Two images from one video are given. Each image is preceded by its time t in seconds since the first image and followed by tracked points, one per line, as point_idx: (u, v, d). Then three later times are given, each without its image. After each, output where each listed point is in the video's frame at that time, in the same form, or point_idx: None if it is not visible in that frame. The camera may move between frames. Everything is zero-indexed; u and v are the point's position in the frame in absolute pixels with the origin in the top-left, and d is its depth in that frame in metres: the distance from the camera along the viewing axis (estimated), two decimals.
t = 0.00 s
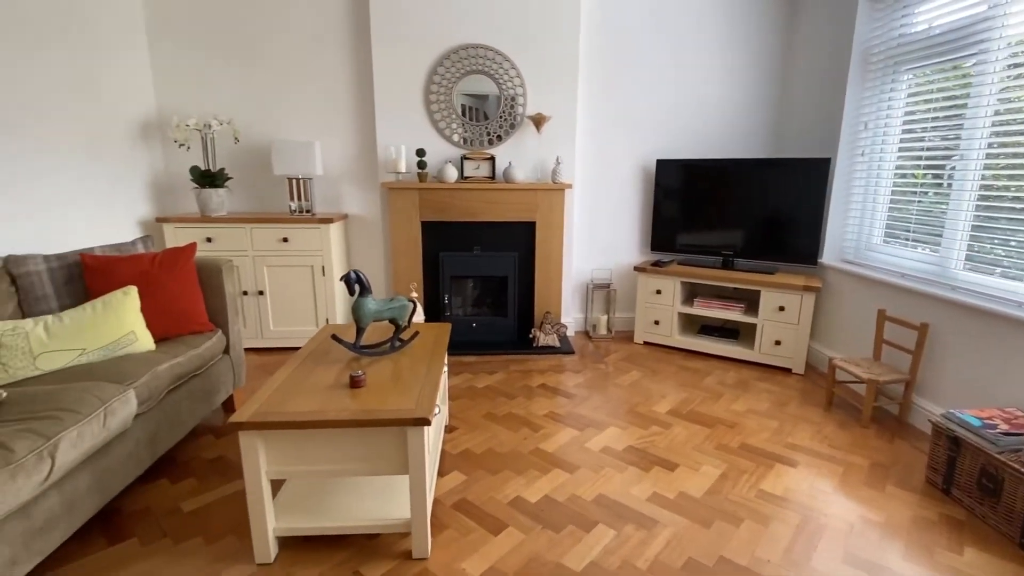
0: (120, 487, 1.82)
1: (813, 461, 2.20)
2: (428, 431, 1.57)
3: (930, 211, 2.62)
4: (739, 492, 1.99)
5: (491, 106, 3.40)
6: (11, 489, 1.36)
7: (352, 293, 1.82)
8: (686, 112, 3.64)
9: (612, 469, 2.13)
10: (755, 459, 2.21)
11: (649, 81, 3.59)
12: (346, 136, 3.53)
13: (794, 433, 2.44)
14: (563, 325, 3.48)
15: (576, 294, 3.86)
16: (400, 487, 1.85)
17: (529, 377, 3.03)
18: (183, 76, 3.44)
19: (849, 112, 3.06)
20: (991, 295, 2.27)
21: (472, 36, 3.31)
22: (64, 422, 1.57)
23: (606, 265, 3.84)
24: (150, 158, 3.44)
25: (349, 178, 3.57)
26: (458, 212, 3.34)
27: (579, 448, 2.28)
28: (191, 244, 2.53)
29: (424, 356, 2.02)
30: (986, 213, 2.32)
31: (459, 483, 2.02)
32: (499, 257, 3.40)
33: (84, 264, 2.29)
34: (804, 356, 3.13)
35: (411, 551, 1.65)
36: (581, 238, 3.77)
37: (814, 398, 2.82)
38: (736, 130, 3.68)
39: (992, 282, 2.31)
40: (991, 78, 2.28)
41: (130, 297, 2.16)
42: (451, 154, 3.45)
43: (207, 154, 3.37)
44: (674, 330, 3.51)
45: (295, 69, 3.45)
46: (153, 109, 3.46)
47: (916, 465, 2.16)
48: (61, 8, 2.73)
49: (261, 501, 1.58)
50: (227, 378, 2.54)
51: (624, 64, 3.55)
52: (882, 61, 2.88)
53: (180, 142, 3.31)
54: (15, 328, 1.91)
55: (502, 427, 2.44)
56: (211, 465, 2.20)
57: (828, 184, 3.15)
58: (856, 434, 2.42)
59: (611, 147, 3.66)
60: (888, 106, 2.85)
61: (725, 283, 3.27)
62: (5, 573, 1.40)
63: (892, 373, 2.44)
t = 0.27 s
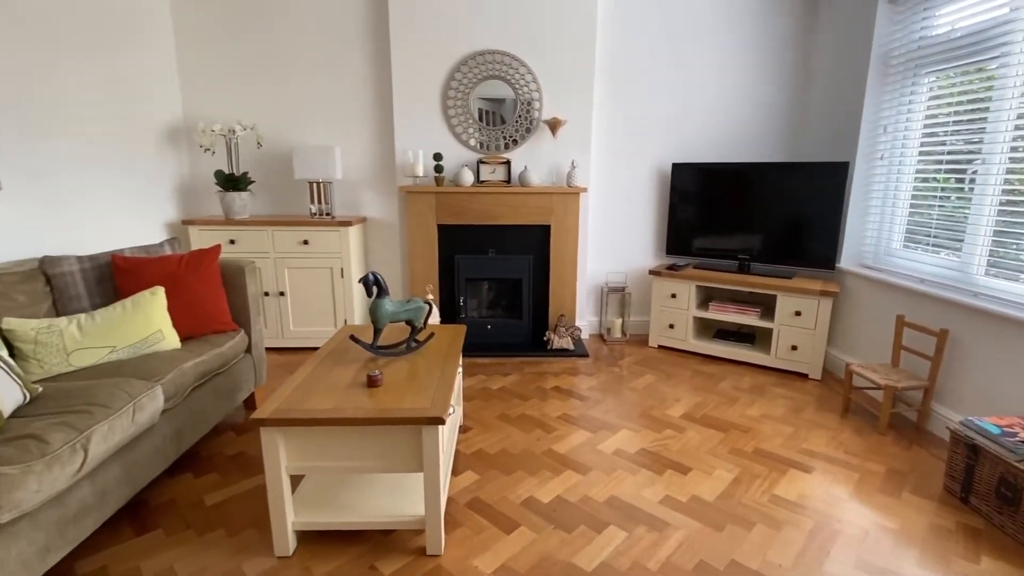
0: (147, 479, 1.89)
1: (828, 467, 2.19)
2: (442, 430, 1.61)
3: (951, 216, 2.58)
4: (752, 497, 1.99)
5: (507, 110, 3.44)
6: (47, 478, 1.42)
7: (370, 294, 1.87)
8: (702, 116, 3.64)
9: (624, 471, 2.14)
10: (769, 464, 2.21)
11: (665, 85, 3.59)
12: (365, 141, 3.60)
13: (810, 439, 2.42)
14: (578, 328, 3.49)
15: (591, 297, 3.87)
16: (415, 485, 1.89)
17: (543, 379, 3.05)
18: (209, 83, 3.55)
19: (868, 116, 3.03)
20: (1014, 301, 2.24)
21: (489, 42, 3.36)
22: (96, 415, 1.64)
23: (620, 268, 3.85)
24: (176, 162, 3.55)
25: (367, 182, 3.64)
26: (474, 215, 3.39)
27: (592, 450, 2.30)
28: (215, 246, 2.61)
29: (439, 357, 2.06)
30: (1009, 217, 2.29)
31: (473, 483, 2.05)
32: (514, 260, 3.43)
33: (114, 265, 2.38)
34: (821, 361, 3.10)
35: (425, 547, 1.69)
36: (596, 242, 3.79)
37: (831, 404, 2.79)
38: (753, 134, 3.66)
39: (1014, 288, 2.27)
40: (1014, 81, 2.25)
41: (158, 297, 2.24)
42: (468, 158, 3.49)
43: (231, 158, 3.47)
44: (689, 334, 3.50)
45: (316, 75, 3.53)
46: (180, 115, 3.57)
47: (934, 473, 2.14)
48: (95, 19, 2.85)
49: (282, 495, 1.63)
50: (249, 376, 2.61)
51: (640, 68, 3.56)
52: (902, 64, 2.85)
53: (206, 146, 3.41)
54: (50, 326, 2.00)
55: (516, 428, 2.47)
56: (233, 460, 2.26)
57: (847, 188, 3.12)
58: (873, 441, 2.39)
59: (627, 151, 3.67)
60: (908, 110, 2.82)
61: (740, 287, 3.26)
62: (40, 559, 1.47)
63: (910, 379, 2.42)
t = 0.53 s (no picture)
0: (172, 474, 1.96)
1: (844, 474, 2.17)
2: (456, 430, 1.64)
3: (972, 220, 2.54)
4: (765, 502, 1.98)
5: (523, 115, 3.47)
6: (78, 469, 1.49)
7: (386, 296, 1.92)
8: (718, 120, 3.63)
9: (636, 474, 2.15)
10: (783, 470, 2.20)
11: (681, 89, 3.60)
12: (383, 146, 3.67)
13: (825, 445, 2.40)
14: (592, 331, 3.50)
15: (605, 301, 3.88)
16: (429, 484, 1.92)
17: (556, 381, 3.07)
18: (233, 90, 3.65)
19: (887, 119, 3.00)
20: None
21: (505, 48, 3.40)
22: (124, 411, 1.71)
23: (635, 272, 3.85)
24: (200, 166, 3.65)
25: (385, 186, 3.71)
26: (489, 218, 3.42)
27: (604, 453, 2.31)
28: (237, 248, 2.68)
29: (453, 358, 2.09)
30: None
31: (485, 483, 2.08)
32: (529, 263, 3.46)
33: (142, 266, 2.46)
34: (839, 367, 3.07)
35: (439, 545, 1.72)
36: (610, 245, 3.80)
37: (848, 410, 2.76)
38: (770, 138, 3.65)
39: None
40: None
41: (182, 297, 2.32)
42: (483, 162, 3.54)
43: (253, 163, 3.56)
44: (705, 338, 3.49)
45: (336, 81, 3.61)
46: (205, 121, 3.68)
47: (953, 482, 2.11)
48: (125, 29, 2.95)
49: (300, 491, 1.68)
50: (269, 375, 2.68)
51: (656, 72, 3.57)
52: (922, 67, 2.82)
53: (230, 151, 3.51)
54: (81, 325, 2.08)
55: (528, 430, 2.50)
56: (253, 457, 2.33)
57: (865, 192, 3.09)
58: (890, 448, 2.37)
59: (642, 155, 3.68)
60: (928, 113, 2.79)
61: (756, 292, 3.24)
62: (71, 548, 1.54)
63: (929, 386, 2.38)
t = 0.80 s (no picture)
0: (197, 468, 2.03)
1: (859, 481, 2.15)
2: (470, 430, 1.68)
3: (995, 225, 2.51)
4: (778, 507, 1.98)
5: (539, 119, 3.51)
6: (110, 461, 1.56)
7: (404, 299, 1.96)
8: (735, 123, 3.62)
9: (648, 477, 2.17)
10: (797, 475, 2.19)
11: (698, 93, 3.60)
12: (402, 150, 3.73)
13: (841, 452, 2.39)
14: (606, 334, 3.52)
15: (621, 304, 3.89)
16: (444, 483, 1.97)
17: (571, 384, 3.09)
18: (257, 96, 3.75)
19: (908, 123, 2.97)
20: None
21: (522, 54, 3.44)
22: (153, 406, 1.78)
23: (650, 276, 3.86)
24: (226, 171, 3.76)
25: (403, 190, 3.77)
26: (505, 221, 3.46)
27: (617, 456, 2.33)
28: (260, 250, 2.76)
29: (468, 360, 2.13)
30: None
31: (499, 483, 2.12)
32: (544, 267, 3.49)
33: (170, 268, 2.56)
34: (857, 373, 3.04)
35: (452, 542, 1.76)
36: (626, 249, 3.81)
37: (865, 417, 2.73)
38: (788, 141, 3.62)
39: None
40: None
41: (208, 298, 2.40)
42: (499, 166, 3.58)
43: (276, 167, 3.66)
44: (720, 342, 3.48)
45: (357, 87, 3.68)
46: (231, 126, 3.79)
47: (972, 491, 2.08)
48: (155, 38, 3.06)
49: (319, 487, 1.73)
50: (290, 374, 2.75)
51: (673, 76, 3.58)
52: (943, 70, 2.79)
53: (253, 156, 3.61)
54: (113, 324, 2.17)
55: (542, 431, 2.53)
56: (274, 454, 2.39)
57: (885, 197, 3.06)
58: (908, 456, 2.34)
59: (658, 159, 3.68)
60: (950, 117, 2.76)
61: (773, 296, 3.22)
62: (102, 537, 1.61)
63: (948, 394, 2.35)
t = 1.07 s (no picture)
0: (218, 462, 2.10)
1: (872, 487, 2.14)
2: (481, 429, 1.72)
3: (1015, 229, 2.47)
4: (788, 511, 1.98)
5: (553, 123, 3.54)
6: (137, 454, 1.63)
7: (418, 300, 2.01)
8: (750, 126, 3.61)
9: (658, 479, 2.18)
10: (808, 480, 2.19)
11: (713, 95, 3.59)
12: (418, 153, 3.79)
13: (854, 457, 2.37)
14: (619, 337, 3.53)
15: (634, 306, 3.90)
16: (455, 481, 2.01)
17: (583, 385, 3.11)
18: (277, 101, 3.84)
19: (927, 125, 2.93)
20: None
21: (537, 58, 3.47)
22: (177, 402, 1.85)
23: (664, 278, 3.86)
24: (247, 174, 3.86)
25: (419, 192, 3.83)
26: (519, 224, 3.50)
27: (628, 457, 2.34)
28: (280, 252, 2.84)
29: (480, 360, 2.17)
30: None
31: (510, 482, 2.15)
32: (557, 269, 3.52)
33: (194, 268, 2.64)
34: (872, 378, 3.01)
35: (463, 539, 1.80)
36: (639, 251, 3.82)
37: (880, 422, 2.71)
38: (804, 144, 3.60)
39: None
40: None
41: (230, 298, 2.48)
42: (513, 169, 3.61)
43: (295, 170, 3.75)
44: (734, 345, 3.47)
45: (374, 91, 3.75)
46: (252, 131, 3.89)
47: (988, 499, 2.05)
48: (181, 46, 3.16)
49: (334, 483, 1.78)
50: (307, 372, 2.82)
51: (688, 79, 3.58)
52: (963, 72, 2.76)
53: (274, 159, 3.70)
54: (139, 322, 2.25)
55: (553, 432, 2.55)
56: (291, 450, 2.46)
57: (903, 200, 3.03)
58: (923, 462, 2.32)
59: (673, 161, 3.68)
60: (970, 119, 2.72)
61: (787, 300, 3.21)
62: (129, 526, 1.68)
63: (965, 400, 2.33)
